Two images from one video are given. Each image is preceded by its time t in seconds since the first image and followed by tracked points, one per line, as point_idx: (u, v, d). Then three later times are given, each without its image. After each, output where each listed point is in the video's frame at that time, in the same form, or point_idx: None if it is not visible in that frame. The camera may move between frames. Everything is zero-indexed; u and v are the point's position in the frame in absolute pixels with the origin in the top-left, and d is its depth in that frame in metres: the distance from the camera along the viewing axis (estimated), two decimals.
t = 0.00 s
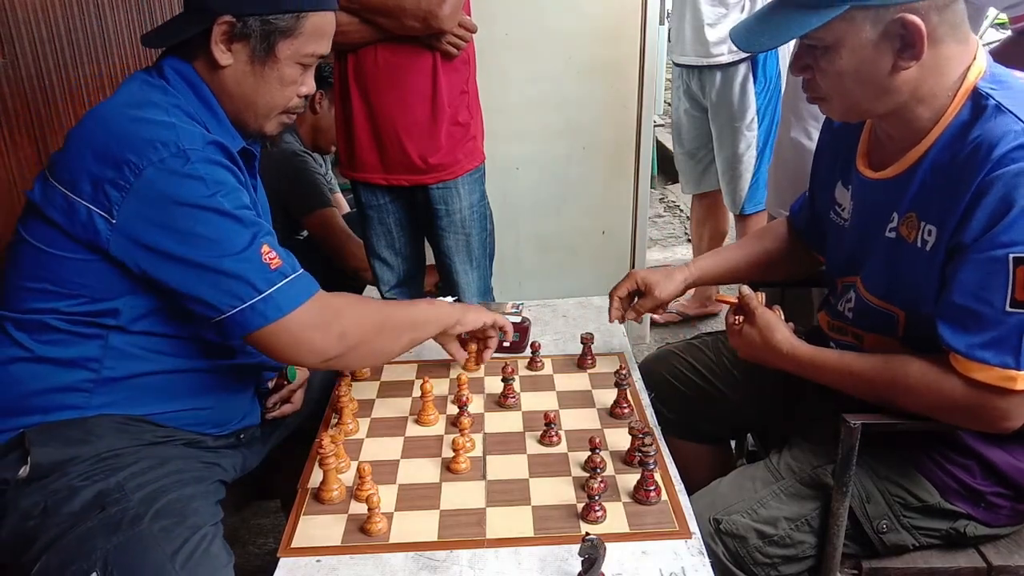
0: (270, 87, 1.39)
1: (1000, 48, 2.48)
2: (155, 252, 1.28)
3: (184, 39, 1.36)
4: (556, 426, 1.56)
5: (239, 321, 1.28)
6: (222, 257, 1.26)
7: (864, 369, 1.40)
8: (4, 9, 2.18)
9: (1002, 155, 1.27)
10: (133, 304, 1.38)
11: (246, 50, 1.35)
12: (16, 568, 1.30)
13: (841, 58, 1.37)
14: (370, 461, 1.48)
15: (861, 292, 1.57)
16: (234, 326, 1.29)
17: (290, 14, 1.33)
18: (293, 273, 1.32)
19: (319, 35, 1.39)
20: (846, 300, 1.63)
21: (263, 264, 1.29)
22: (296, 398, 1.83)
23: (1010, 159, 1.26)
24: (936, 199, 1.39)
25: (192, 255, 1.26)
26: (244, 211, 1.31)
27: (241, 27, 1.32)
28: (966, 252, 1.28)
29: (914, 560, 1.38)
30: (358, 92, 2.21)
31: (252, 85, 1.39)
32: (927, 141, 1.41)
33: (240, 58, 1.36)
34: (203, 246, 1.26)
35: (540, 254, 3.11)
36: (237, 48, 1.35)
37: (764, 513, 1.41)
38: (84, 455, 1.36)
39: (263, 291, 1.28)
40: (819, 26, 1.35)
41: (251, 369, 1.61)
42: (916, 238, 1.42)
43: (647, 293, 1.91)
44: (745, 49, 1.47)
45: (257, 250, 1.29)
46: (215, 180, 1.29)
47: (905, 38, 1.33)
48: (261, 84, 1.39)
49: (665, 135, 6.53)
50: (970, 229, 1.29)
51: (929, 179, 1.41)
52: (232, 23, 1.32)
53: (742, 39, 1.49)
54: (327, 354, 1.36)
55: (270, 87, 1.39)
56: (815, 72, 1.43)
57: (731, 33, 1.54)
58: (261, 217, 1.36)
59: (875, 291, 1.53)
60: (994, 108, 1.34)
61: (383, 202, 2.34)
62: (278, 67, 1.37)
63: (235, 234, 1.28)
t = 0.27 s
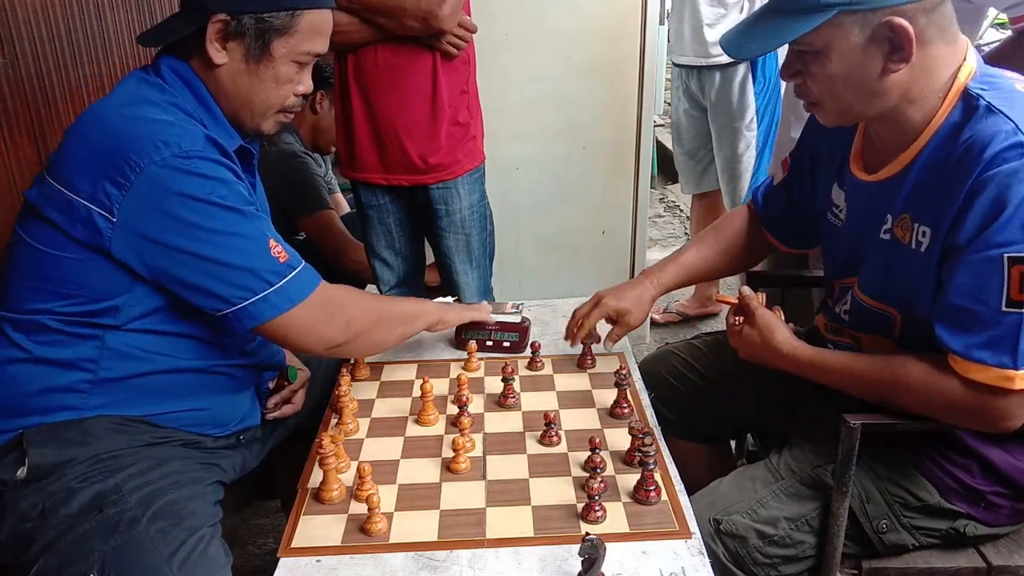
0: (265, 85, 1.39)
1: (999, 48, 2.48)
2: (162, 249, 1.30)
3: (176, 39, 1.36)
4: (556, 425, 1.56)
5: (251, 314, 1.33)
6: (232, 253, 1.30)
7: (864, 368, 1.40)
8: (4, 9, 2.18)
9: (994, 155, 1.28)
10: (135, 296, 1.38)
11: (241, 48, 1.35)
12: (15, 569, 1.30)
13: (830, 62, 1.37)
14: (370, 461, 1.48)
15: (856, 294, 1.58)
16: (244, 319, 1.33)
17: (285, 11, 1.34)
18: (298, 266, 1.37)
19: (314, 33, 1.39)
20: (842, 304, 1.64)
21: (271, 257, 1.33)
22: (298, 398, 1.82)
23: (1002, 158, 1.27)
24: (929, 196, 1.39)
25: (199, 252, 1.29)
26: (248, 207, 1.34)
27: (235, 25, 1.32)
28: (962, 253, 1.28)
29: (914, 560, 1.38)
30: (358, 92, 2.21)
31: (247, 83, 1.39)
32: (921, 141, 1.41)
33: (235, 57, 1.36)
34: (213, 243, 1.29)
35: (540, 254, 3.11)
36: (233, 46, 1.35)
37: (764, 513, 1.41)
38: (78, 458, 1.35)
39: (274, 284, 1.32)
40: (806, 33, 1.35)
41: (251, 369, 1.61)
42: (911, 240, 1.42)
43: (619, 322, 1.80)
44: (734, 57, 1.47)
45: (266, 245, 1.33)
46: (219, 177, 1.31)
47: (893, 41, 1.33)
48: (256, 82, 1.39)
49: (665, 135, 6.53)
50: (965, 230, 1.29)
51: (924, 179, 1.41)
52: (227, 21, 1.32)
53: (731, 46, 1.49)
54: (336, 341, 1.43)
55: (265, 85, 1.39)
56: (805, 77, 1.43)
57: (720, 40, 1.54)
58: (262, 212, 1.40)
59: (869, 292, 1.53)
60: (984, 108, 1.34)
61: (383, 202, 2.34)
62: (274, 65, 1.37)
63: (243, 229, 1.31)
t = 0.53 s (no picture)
0: (249, 84, 1.39)
1: (998, 48, 2.48)
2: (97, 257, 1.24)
3: (168, 30, 1.35)
4: (556, 426, 1.56)
5: (167, 337, 1.24)
6: (159, 267, 1.22)
7: (862, 370, 1.39)
8: (4, 9, 2.18)
9: (967, 158, 1.28)
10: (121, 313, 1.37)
11: (226, 46, 1.35)
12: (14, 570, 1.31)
13: (799, 73, 1.37)
14: (370, 461, 1.48)
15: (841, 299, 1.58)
16: (167, 339, 1.24)
17: (272, 11, 1.34)
18: (232, 290, 1.29)
19: (301, 36, 1.39)
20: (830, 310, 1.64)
21: (195, 279, 1.25)
22: (295, 397, 1.82)
23: (976, 160, 1.27)
24: (908, 197, 1.39)
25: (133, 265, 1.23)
26: (190, 220, 1.27)
27: (221, 23, 1.32)
28: (944, 258, 1.28)
29: (914, 560, 1.38)
30: (357, 92, 2.21)
31: (231, 81, 1.39)
32: (897, 143, 1.40)
33: (220, 54, 1.36)
34: (141, 256, 1.22)
35: (539, 254, 3.11)
36: (218, 44, 1.35)
37: (764, 513, 1.41)
38: (75, 458, 1.36)
39: (200, 307, 1.24)
40: (774, 45, 1.36)
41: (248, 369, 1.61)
42: (893, 245, 1.42)
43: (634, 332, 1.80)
44: (704, 71, 1.46)
45: (193, 265, 1.25)
46: (168, 183, 1.26)
47: (861, 51, 1.33)
48: (240, 81, 1.38)
49: (665, 135, 6.53)
50: (943, 234, 1.29)
51: (900, 181, 1.41)
52: (212, 18, 1.32)
53: (700, 59, 1.48)
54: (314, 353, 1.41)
55: (249, 84, 1.39)
56: (775, 89, 1.43)
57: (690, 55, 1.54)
58: (214, 227, 1.33)
59: (855, 297, 1.54)
60: (954, 111, 1.34)
61: (383, 202, 2.34)
62: (258, 65, 1.37)
63: (173, 246, 1.24)
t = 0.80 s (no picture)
0: (230, 91, 1.39)
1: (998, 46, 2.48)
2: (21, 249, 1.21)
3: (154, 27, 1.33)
4: (556, 426, 1.56)
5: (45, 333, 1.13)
6: (48, 256, 1.14)
7: (858, 370, 1.39)
8: (4, 10, 2.18)
9: (947, 157, 1.28)
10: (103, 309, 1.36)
11: (211, 51, 1.35)
12: None
13: (773, 77, 1.36)
14: (369, 461, 1.48)
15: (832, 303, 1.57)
16: (43, 334, 1.13)
17: (261, 21, 1.34)
18: (124, 295, 1.17)
19: (288, 47, 1.40)
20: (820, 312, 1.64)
21: (75, 275, 1.14)
22: (288, 404, 1.79)
23: (956, 159, 1.27)
24: (890, 195, 1.39)
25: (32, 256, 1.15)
26: (100, 220, 1.19)
27: (209, 27, 1.32)
28: (929, 257, 1.27)
29: (914, 560, 1.37)
30: (357, 92, 2.21)
31: (211, 85, 1.38)
32: (878, 143, 1.40)
33: (204, 57, 1.36)
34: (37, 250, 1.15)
35: (539, 254, 3.11)
36: (203, 48, 1.35)
37: (763, 513, 1.41)
38: (55, 466, 1.37)
39: (80, 301, 1.13)
40: (748, 48, 1.35)
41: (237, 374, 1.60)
42: (877, 248, 1.42)
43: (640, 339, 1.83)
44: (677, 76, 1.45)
45: (78, 261, 1.15)
46: (92, 179, 1.22)
47: (833, 54, 1.33)
48: (221, 86, 1.38)
49: (665, 134, 6.54)
50: (927, 234, 1.28)
51: (881, 183, 1.41)
52: (200, 21, 1.31)
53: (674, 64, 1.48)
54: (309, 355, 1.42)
55: (230, 91, 1.39)
56: (750, 93, 1.42)
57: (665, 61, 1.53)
58: (133, 231, 1.24)
59: (843, 300, 1.53)
60: (930, 112, 1.34)
61: (383, 202, 2.34)
62: (242, 72, 1.37)
63: (67, 241, 1.15)
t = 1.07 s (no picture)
0: (218, 87, 1.39)
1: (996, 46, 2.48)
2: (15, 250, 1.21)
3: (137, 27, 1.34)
4: (556, 426, 1.56)
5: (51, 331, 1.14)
6: (54, 257, 1.15)
7: (860, 369, 1.39)
8: (4, 9, 2.18)
9: (965, 158, 1.28)
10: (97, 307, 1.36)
11: (198, 49, 1.35)
12: None
13: (798, 69, 1.37)
14: (370, 461, 1.48)
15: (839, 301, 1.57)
16: (48, 333, 1.14)
17: (248, 18, 1.34)
18: (131, 293, 1.19)
19: (275, 43, 1.40)
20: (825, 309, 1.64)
21: (85, 272, 1.15)
22: (287, 404, 1.79)
23: (974, 160, 1.27)
24: (905, 195, 1.39)
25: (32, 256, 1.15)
26: (100, 219, 1.21)
27: (195, 24, 1.32)
28: (942, 256, 1.28)
29: (914, 560, 1.37)
30: (357, 91, 2.21)
31: (199, 82, 1.38)
32: (896, 141, 1.40)
33: (191, 54, 1.35)
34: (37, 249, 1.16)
35: (539, 253, 3.11)
36: (190, 45, 1.34)
37: (763, 513, 1.41)
38: (44, 470, 1.37)
39: (86, 301, 1.14)
40: (773, 39, 1.35)
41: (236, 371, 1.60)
42: (891, 245, 1.41)
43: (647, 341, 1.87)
44: (704, 62, 1.45)
45: (86, 259, 1.16)
46: (86, 180, 1.23)
47: (861, 48, 1.33)
48: (209, 83, 1.38)
49: (665, 134, 6.54)
50: (943, 232, 1.28)
51: (897, 183, 1.41)
52: (186, 18, 1.31)
53: (700, 52, 1.48)
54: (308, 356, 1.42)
55: (218, 88, 1.39)
56: (773, 84, 1.43)
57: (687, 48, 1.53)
58: (130, 229, 1.25)
59: (853, 298, 1.53)
60: (951, 111, 1.34)
61: (383, 202, 2.34)
62: (229, 69, 1.37)
63: (69, 238, 1.16)
